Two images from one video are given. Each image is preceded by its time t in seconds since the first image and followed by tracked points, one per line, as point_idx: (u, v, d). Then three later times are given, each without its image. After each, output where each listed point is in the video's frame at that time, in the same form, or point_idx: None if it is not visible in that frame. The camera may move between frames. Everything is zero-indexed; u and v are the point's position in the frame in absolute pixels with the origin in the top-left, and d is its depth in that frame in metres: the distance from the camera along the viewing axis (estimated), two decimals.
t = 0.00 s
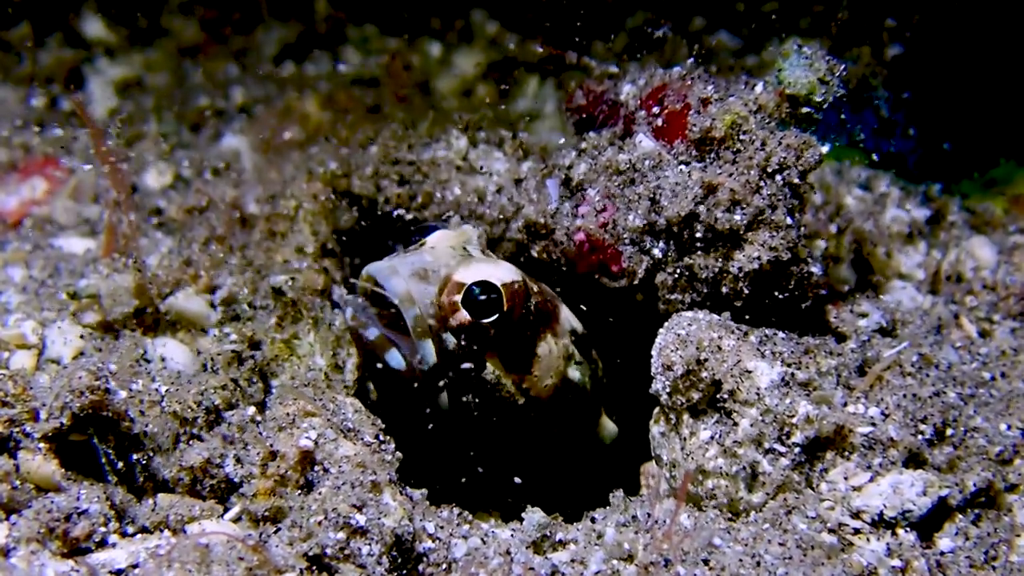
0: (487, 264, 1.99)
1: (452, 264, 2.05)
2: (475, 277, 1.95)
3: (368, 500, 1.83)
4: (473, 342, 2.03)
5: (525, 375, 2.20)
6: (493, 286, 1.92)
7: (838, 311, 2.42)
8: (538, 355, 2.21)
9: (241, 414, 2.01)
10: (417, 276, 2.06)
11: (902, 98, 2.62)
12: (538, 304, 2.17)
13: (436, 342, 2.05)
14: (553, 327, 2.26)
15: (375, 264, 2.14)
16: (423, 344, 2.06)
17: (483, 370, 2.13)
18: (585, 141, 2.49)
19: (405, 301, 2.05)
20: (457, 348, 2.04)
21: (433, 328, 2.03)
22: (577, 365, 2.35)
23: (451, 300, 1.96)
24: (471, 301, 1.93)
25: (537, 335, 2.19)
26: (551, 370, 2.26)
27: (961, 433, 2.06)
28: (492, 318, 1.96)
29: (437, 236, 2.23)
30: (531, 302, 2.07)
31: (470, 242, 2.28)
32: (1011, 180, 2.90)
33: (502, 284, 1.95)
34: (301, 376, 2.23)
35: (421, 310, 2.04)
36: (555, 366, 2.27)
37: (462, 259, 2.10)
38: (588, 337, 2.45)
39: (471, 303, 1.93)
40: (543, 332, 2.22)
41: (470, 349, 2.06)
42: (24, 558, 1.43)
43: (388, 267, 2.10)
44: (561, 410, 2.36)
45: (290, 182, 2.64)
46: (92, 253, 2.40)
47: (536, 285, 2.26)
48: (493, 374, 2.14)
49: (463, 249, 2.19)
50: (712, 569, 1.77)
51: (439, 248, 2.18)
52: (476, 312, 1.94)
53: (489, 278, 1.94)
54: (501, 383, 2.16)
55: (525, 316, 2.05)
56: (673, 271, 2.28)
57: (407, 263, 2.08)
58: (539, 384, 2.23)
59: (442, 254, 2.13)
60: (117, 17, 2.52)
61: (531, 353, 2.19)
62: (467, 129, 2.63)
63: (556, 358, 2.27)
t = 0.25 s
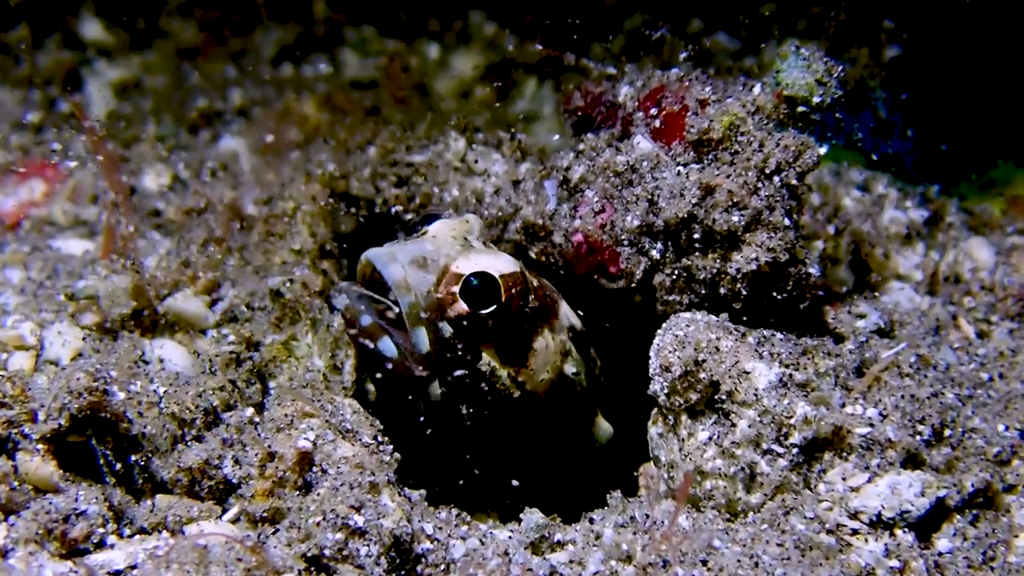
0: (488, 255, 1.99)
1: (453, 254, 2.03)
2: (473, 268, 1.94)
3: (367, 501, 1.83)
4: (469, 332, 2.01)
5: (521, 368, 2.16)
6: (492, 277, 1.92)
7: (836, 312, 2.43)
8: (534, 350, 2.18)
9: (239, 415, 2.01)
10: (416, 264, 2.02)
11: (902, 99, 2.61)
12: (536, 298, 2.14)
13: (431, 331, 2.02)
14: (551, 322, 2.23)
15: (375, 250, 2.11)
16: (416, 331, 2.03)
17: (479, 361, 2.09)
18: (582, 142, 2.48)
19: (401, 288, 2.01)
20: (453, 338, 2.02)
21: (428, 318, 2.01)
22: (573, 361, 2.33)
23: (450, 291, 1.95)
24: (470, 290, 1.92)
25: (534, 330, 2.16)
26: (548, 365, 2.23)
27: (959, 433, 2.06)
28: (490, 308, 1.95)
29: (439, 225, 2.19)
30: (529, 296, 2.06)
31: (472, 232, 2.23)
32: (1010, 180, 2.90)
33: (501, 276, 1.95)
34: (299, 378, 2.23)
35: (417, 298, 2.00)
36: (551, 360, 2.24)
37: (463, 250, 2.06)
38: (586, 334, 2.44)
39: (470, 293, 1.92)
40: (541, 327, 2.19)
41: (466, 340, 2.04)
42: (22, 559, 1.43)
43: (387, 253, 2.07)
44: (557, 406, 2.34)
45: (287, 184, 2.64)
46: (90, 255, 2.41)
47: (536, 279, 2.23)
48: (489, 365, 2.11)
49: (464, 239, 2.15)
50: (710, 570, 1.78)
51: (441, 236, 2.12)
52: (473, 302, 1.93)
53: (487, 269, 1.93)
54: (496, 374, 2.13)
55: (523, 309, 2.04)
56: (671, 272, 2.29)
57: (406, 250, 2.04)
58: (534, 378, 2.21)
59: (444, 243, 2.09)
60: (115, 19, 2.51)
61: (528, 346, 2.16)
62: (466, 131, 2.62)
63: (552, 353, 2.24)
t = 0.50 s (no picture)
0: (488, 252, 1.98)
1: (455, 251, 2.04)
2: (474, 265, 1.94)
3: (368, 500, 1.83)
4: (470, 329, 2.01)
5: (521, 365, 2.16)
6: (492, 274, 1.91)
7: (837, 311, 2.43)
8: (535, 347, 2.18)
9: (240, 414, 2.01)
10: (416, 260, 2.03)
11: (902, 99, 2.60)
12: (537, 296, 2.15)
13: (431, 327, 2.02)
14: (552, 320, 2.23)
15: (375, 246, 2.12)
16: (416, 327, 2.03)
17: (480, 358, 2.09)
18: (583, 142, 2.48)
19: (401, 283, 2.02)
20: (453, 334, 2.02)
21: (428, 314, 2.01)
22: (574, 360, 2.32)
23: (450, 288, 1.95)
24: (470, 287, 1.91)
25: (536, 328, 2.16)
26: (549, 364, 2.22)
27: (960, 433, 2.06)
28: (491, 305, 1.95)
29: (442, 222, 2.19)
30: (530, 293, 2.05)
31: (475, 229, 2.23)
32: (1010, 180, 2.92)
33: (502, 273, 1.94)
34: (300, 376, 2.23)
35: (417, 294, 2.01)
36: (553, 359, 2.23)
37: (464, 247, 2.06)
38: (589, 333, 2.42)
39: (470, 289, 1.92)
40: (542, 324, 2.19)
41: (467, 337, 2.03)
42: (23, 558, 1.43)
43: (388, 249, 2.08)
44: (558, 405, 2.33)
45: (288, 184, 2.64)
46: (91, 254, 2.41)
47: (538, 278, 2.23)
48: (489, 362, 2.11)
49: (467, 236, 2.15)
50: (711, 569, 1.77)
51: (443, 233, 2.13)
52: (475, 300, 1.92)
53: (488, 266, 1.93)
54: (497, 372, 2.13)
55: (524, 306, 2.03)
56: (672, 271, 2.29)
57: (408, 246, 2.05)
58: (537, 379, 2.21)
59: (445, 239, 2.09)
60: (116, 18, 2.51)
61: (529, 344, 2.16)
62: (466, 130, 2.63)
63: (553, 351, 2.23)
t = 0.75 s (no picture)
0: (490, 253, 1.99)
1: (456, 252, 2.04)
2: (475, 266, 1.95)
3: (368, 500, 1.83)
4: (471, 330, 2.01)
5: (522, 367, 2.16)
6: (494, 275, 1.92)
7: (837, 311, 2.43)
8: (536, 349, 2.18)
9: (241, 414, 2.01)
10: (417, 261, 2.03)
11: (902, 98, 2.60)
12: (539, 298, 2.15)
13: (430, 328, 2.01)
14: (554, 322, 2.23)
15: (376, 246, 2.11)
16: (415, 328, 2.02)
17: (480, 359, 2.09)
18: (584, 142, 2.46)
19: (401, 284, 2.01)
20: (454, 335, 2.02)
21: (429, 315, 2.01)
22: (576, 362, 2.32)
23: (452, 289, 1.96)
24: (472, 288, 1.92)
25: (537, 330, 2.16)
26: (549, 365, 2.22)
27: (960, 433, 2.07)
28: (492, 306, 1.96)
29: (444, 222, 2.18)
30: (531, 294, 2.06)
31: (477, 230, 2.23)
32: (1011, 180, 2.92)
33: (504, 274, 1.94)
34: (301, 376, 2.23)
35: (416, 295, 2.00)
36: (554, 360, 2.23)
37: (466, 248, 2.06)
38: (591, 334, 2.43)
39: (471, 290, 1.92)
40: (544, 326, 2.19)
41: (469, 338, 2.04)
42: (24, 557, 1.42)
43: (389, 250, 2.07)
44: (559, 406, 2.33)
45: (289, 183, 2.64)
46: (91, 254, 2.41)
47: (540, 279, 2.23)
48: (490, 362, 2.11)
49: (468, 237, 2.15)
50: (711, 569, 1.77)
51: (444, 234, 2.13)
52: (475, 301, 1.94)
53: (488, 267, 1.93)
54: (498, 372, 2.13)
55: (525, 307, 2.04)
56: (672, 271, 2.29)
57: (409, 247, 2.04)
58: (537, 379, 2.21)
59: (447, 240, 2.09)
60: (116, 18, 2.51)
61: (530, 345, 2.16)
62: (467, 130, 2.63)
63: (554, 353, 2.23)
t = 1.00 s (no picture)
0: (492, 253, 1.98)
1: (458, 253, 2.04)
2: (477, 267, 1.94)
3: (371, 499, 1.83)
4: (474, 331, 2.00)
5: (525, 368, 2.16)
6: (496, 276, 1.92)
7: (840, 310, 2.43)
8: (539, 350, 2.18)
9: (243, 413, 2.00)
10: (419, 262, 2.03)
11: (905, 97, 2.62)
12: (542, 299, 2.15)
13: (432, 330, 2.01)
14: (556, 323, 2.23)
15: (378, 246, 2.12)
16: (417, 329, 2.02)
17: (484, 360, 2.09)
18: (587, 140, 2.47)
19: (403, 285, 2.01)
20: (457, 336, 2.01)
21: (431, 316, 2.00)
22: (579, 363, 2.32)
23: (455, 289, 1.94)
24: (474, 289, 1.92)
25: (540, 331, 2.16)
26: (552, 367, 2.22)
27: (963, 432, 2.06)
28: (495, 307, 1.95)
29: (447, 222, 2.18)
30: (534, 295, 2.05)
31: (479, 230, 2.22)
32: (1015, 178, 2.90)
33: (507, 274, 1.94)
34: (304, 375, 2.22)
35: (418, 296, 2.00)
36: (557, 361, 2.23)
37: (468, 249, 2.06)
38: (594, 335, 2.43)
39: (474, 291, 1.92)
40: (547, 327, 2.19)
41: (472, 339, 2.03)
42: (26, 556, 1.42)
43: (391, 251, 2.08)
44: (562, 408, 2.33)
45: (292, 182, 2.64)
46: (94, 252, 2.41)
47: (543, 280, 2.23)
48: (492, 363, 2.10)
49: (471, 238, 2.15)
50: (714, 568, 1.77)
51: (447, 234, 2.12)
52: (478, 302, 1.93)
53: (490, 267, 1.93)
54: (501, 374, 2.13)
55: (527, 308, 2.03)
56: (675, 271, 2.29)
57: (411, 248, 2.05)
58: (540, 380, 2.21)
59: (450, 241, 2.09)
60: (118, 17, 2.50)
61: (533, 346, 2.16)
62: (469, 129, 2.63)
63: (557, 354, 2.23)
